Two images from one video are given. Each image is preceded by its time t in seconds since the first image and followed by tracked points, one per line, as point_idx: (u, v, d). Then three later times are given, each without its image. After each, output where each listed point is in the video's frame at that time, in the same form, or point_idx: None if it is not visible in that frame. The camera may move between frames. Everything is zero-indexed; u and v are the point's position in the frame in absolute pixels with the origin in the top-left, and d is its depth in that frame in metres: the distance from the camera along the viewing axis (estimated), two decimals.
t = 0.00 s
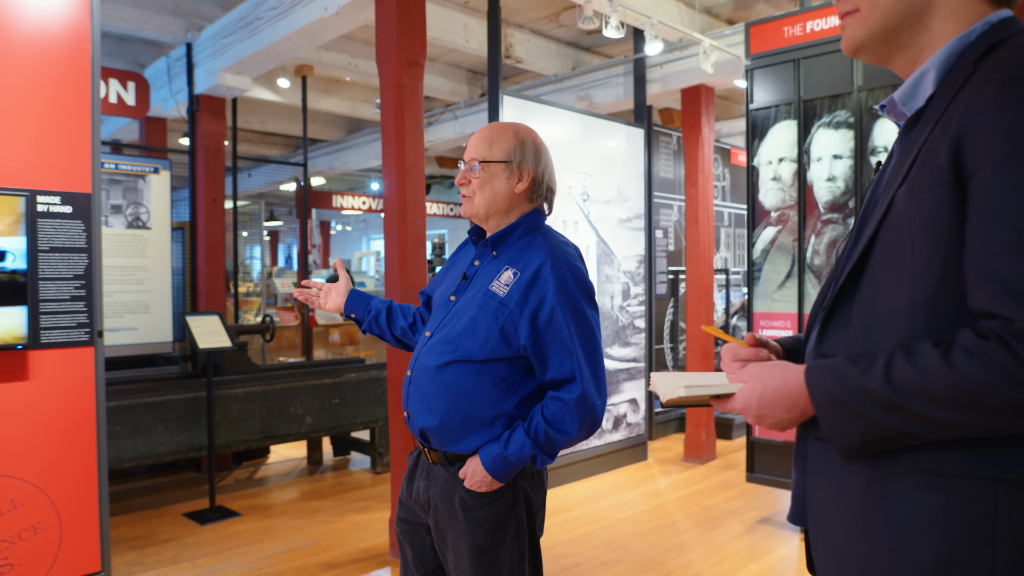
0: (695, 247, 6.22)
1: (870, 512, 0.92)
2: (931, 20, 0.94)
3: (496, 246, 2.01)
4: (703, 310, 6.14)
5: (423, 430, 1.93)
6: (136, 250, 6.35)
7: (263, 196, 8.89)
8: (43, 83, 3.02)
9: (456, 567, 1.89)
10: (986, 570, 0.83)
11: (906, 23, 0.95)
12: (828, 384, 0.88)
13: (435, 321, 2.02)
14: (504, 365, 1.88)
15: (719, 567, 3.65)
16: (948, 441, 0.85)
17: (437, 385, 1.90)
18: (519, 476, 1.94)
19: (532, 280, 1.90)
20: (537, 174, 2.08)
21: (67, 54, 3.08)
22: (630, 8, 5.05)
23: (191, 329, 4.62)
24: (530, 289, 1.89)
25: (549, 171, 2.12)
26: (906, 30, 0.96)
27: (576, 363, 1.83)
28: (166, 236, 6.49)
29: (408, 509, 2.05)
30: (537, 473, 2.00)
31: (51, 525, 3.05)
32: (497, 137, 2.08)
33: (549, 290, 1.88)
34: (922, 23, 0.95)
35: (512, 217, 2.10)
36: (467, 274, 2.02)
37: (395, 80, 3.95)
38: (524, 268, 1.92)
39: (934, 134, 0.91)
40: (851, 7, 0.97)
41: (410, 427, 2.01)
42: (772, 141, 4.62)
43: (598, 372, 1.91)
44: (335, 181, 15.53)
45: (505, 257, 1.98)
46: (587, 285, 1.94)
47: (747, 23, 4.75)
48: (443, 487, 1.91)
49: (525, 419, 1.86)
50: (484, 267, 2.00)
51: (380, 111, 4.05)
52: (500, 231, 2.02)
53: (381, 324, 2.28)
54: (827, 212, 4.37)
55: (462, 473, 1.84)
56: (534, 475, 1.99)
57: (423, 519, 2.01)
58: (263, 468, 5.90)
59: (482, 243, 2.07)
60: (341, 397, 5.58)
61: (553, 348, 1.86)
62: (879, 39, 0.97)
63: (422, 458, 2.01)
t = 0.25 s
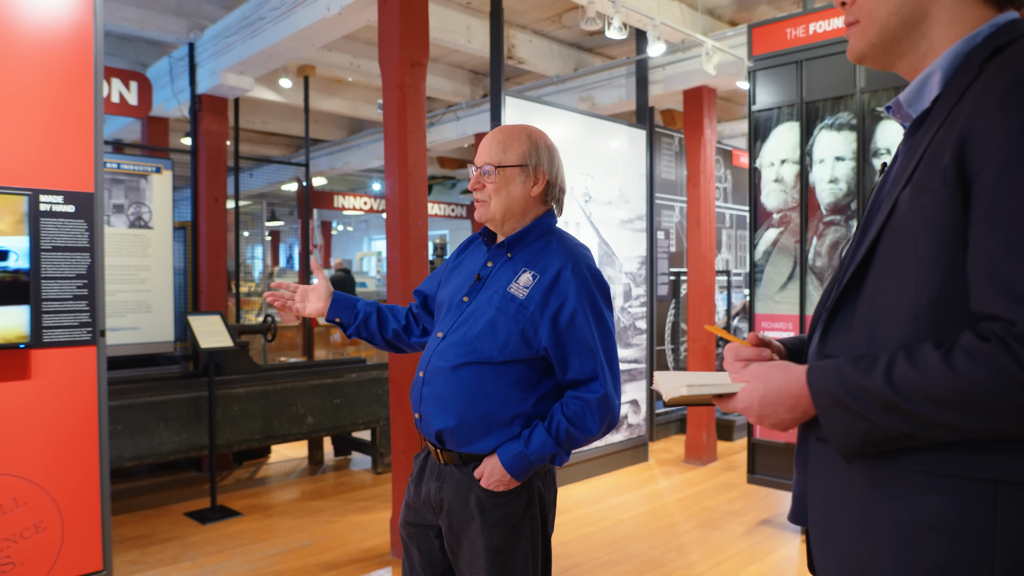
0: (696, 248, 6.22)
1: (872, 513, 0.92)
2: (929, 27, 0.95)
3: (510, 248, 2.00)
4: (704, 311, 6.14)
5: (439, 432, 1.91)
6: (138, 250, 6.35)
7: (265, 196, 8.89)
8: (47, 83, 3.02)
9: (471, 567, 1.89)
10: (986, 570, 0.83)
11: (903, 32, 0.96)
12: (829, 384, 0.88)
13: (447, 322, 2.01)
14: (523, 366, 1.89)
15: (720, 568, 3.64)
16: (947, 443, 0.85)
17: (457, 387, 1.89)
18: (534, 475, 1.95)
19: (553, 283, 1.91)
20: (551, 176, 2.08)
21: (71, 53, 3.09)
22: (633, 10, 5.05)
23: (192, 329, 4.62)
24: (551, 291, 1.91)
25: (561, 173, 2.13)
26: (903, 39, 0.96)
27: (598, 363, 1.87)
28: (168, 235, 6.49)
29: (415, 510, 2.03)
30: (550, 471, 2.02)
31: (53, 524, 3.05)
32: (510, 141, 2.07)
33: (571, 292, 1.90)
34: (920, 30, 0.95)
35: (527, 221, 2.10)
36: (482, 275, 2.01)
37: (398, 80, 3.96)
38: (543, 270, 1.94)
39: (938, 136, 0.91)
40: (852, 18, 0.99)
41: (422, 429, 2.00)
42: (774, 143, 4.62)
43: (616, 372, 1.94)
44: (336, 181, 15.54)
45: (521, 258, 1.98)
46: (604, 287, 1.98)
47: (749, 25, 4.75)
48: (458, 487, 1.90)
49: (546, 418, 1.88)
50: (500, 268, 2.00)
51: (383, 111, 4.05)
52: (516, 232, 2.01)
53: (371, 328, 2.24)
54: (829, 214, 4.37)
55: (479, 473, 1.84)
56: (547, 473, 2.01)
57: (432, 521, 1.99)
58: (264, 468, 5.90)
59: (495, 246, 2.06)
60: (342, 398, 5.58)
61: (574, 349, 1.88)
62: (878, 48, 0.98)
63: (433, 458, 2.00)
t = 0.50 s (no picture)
0: (697, 249, 6.22)
1: (874, 513, 0.92)
2: (933, 29, 0.95)
3: (518, 247, 2.01)
4: (705, 312, 6.14)
5: (449, 432, 1.91)
6: (139, 248, 6.35)
7: (266, 196, 8.89)
8: (49, 81, 3.02)
9: (479, 566, 1.89)
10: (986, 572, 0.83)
11: (908, 33, 0.96)
12: (830, 386, 0.89)
13: (455, 322, 2.02)
14: (532, 364, 1.90)
15: (720, 569, 3.64)
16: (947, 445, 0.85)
17: (467, 386, 1.90)
18: (542, 475, 1.95)
19: (562, 280, 1.92)
20: (549, 174, 2.09)
21: (73, 52, 3.09)
22: (635, 10, 5.05)
23: (194, 328, 4.62)
24: (560, 288, 1.91)
25: (558, 170, 2.13)
26: (908, 40, 0.96)
27: (607, 359, 1.87)
28: (169, 234, 6.49)
29: (420, 510, 2.02)
30: (556, 471, 2.03)
31: (54, 522, 3.05)
32: (504, 144, 2.07)
33: (580, 288, 1.90)
34: (925, 32, 0.95)
35: (531, 221, 2.10)
36: (489, 274, 2.02)
37: (400, 80, 3.96)
38: (551, 267, 1.94)
39: (942, 138, 0.91)
40: (858, 19, 0.99)
41: (431, 429, 2.00)
42: (776, 144, 4.62)
43: (623, 369, 1.94)
44: (337, 181, 15.54)
45: (528, 257, 1.99)
46: (612, 284, 1.98)
47: (752, 25, 4.74)
48: (466, 486, 1.90)
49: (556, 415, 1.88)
50: (508, 267, 2.00)
51: (385, 111, 4.05)
52: (522, 232, 2.01)
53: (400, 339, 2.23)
54: (830, 215, 4.37)
55: (488, 472, 1.84)
56: (553, 472, 2.01)
57: (438, 520, 1.99)
58: (264, 467, 5.90)
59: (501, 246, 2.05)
60: (343, 397, 5.59)
61: (584, 345, 1.88)
62: (883, 50, 0.98)
63: (440, 458, 2.00)
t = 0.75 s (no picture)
0: (699, 249, 6.23)
1: (878, 514, 0.92)
2: (940, 30, 0.95)
3: (520, 247, 2.01)
4: (706, 312, 6.15)
5: (451, 432, 1.92)
6: (141, 248, 6.35)
7: (268, 195, 8.90)
8: (52, 81, 3.02)
9: (482, 566, 1.89)
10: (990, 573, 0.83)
11: (914, 34, 0.96)
12: (835, 387, 0.89)
13: (458, 321, 2.02)
14: (534, 364, 1.90)
15: (721, 569, 3.64)
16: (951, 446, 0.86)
17: (469, 385, 1.90)
18: (545, 475, 1.95)
19: (563, 279, 1.91)
20: (551, 173, 2.08)
21: (76, 52, 3.09)
22: (637, 11, 5.06)
23: (195, 327, 4.62)
24: (562, 287, 1.91)
25: (561, 169, 2.12)
26: (914, 41, 0.97)
27: (608, 360, 1.87)
28: (171, 234, 6.49)
29: (424, 509, 2.03)
30: (559, 472, 2.02)
31: (56, 522, 3.05)
32: (506, 143, 2.07)
33: (581, 288, 1.90)
34: (931, 33, 0.95)
35: (533, 221, 2.10)
36: (493, 274, 2.02)
37: (403, 80, 3.96)
38: (553, 267, 1.94)
39: (947, 139, 0.92)
40: (864, 20, 0.99)
41: (434, 429, 2.00)
42: (778, 145, 4.62)
43: (626, 369, 1.94)
44: (338, 181, 15.55)
45: (530, 257, 1.99)
46: (614, 284, 1.97)
47: (754, 26, 4.75)
48: (469, 486, 1.90)
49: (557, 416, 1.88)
50: (511, 267, 2.00)
51: (387, 111, 4.05)
52: (525, 232, 2.02)
53: (416, 336, 2.27)
54: (832, 216, 4.37)
55: (490, 472, 1.84)
56: (556, 473, 2.01)
57: (442, 520, 2.00)
58: (265, 466, 5.90)
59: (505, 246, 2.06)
60: (344, 397, 5.59)
61: (585, 345, 1.87)
62: (889, 51, 0.99)
63: (444, 458, 2.01)
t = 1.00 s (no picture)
0: (700, 249, 6.23)
1: (882, 514, 0.92)
2: (946, 31, 0.95)
3: (521, 248, 2.01)
4: (707, 313, 6.15)
5: (451, 432, 1.92)
6: (143, 248, 6.35)
7: (269, 195, 8.90)
8: (55, 81, 3.02)
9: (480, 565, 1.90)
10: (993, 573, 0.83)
11: (920, 35, 0.96)
12: (840, 387, 0.89)
13: (460, 322, 2.03)
14: (534, 365, 1.89)
15: (722, 570, 3.64)
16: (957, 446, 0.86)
17: (469, 386, 1.90)
18: (546, 475, 1.94)
19: (562, 280, 1.91)
20: (549, 174, 2.07)
21: (79, 51, 3.09)
22: (639, 11, 5.06)
23: (197, 327, 4.62)
24: (561, 288, 1.91)
25: (561, 169, 2.11)
26: (920, 42, 0.97)
27: (607, 362, 1.85)
28: (173, 233, 6.49)
29: (426, 508, 2.04)
30: (562, 473, 2.02)
31: (58, 521, 3.05)
32: (504, 145, 2.07)
33: (580, 289, 1.89)
34: (937, 34, 0.96)
35: (533, 221, 2.09)
36: (494, 275, 2.03)
37: (405, 80, 3.96)
38: (554, 268, 1.94)
39: (952, 140, 0.92)
40: (870, 21, 0.99)
41: (436, 428, 2.01)
42: (779, 145, 4.62)
43: (626, 370, 1.93)
44: (339, 181, 15.56)
45: (531, 258, 1.99)
46: (614, 285, 1.96)
47: (756, 26, 4.75)
48: (468, 485, 1.91)
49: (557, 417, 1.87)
50: (512, 268, 2.01)
51: (389, 111, 4.05)
52: (526, 233, 2.02)
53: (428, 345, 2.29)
54: (834, 216, 4.37)
55: (490, 472, 1.84)
56: (559, 474, 2.01)
57: (444, 519, 2.00)
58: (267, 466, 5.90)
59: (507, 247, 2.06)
60: (346, 397, 5.58)
61: (585, 346, 1.87)
62: (895, 52, 0.99)
63: (446, 457, 2.01)
